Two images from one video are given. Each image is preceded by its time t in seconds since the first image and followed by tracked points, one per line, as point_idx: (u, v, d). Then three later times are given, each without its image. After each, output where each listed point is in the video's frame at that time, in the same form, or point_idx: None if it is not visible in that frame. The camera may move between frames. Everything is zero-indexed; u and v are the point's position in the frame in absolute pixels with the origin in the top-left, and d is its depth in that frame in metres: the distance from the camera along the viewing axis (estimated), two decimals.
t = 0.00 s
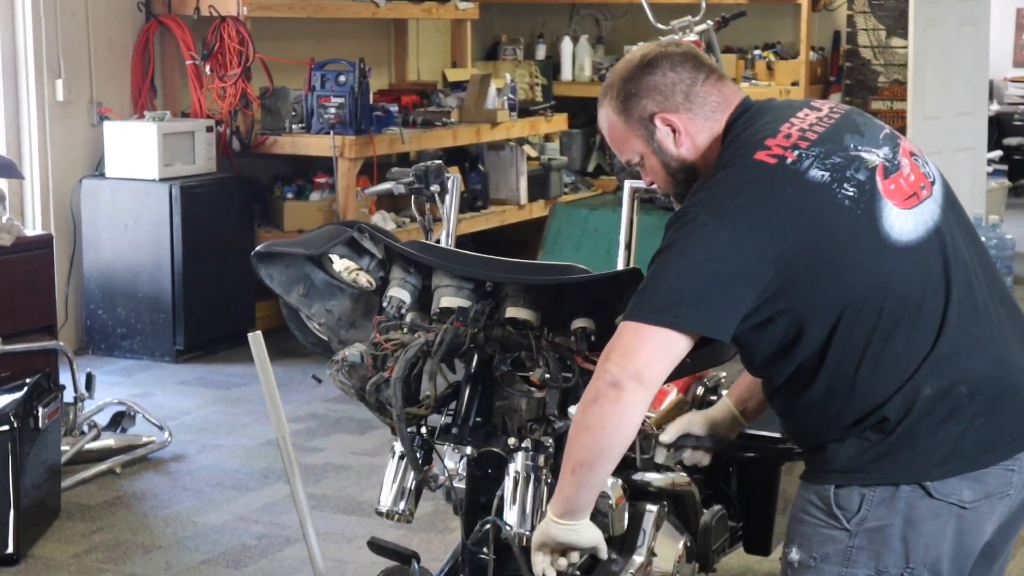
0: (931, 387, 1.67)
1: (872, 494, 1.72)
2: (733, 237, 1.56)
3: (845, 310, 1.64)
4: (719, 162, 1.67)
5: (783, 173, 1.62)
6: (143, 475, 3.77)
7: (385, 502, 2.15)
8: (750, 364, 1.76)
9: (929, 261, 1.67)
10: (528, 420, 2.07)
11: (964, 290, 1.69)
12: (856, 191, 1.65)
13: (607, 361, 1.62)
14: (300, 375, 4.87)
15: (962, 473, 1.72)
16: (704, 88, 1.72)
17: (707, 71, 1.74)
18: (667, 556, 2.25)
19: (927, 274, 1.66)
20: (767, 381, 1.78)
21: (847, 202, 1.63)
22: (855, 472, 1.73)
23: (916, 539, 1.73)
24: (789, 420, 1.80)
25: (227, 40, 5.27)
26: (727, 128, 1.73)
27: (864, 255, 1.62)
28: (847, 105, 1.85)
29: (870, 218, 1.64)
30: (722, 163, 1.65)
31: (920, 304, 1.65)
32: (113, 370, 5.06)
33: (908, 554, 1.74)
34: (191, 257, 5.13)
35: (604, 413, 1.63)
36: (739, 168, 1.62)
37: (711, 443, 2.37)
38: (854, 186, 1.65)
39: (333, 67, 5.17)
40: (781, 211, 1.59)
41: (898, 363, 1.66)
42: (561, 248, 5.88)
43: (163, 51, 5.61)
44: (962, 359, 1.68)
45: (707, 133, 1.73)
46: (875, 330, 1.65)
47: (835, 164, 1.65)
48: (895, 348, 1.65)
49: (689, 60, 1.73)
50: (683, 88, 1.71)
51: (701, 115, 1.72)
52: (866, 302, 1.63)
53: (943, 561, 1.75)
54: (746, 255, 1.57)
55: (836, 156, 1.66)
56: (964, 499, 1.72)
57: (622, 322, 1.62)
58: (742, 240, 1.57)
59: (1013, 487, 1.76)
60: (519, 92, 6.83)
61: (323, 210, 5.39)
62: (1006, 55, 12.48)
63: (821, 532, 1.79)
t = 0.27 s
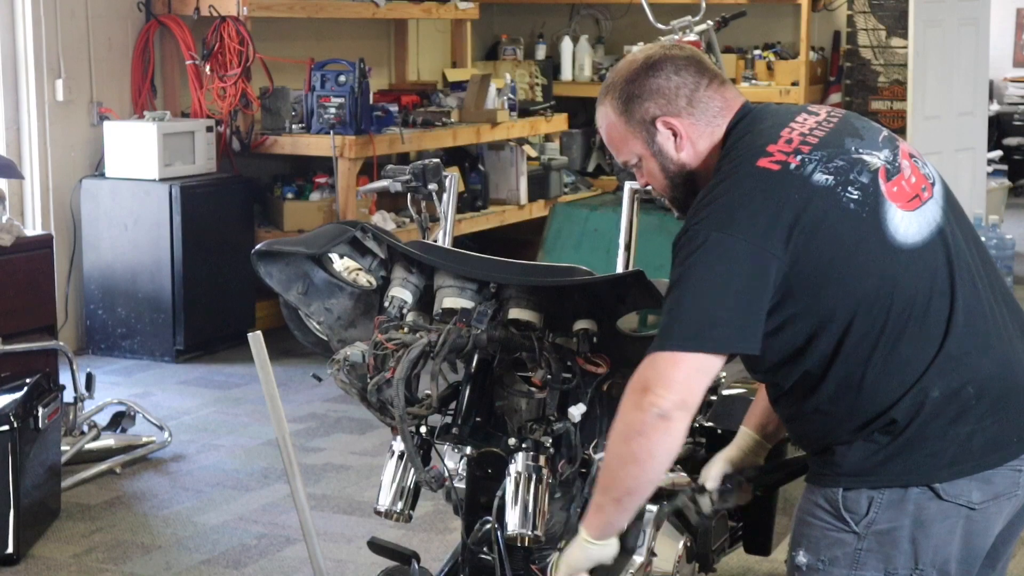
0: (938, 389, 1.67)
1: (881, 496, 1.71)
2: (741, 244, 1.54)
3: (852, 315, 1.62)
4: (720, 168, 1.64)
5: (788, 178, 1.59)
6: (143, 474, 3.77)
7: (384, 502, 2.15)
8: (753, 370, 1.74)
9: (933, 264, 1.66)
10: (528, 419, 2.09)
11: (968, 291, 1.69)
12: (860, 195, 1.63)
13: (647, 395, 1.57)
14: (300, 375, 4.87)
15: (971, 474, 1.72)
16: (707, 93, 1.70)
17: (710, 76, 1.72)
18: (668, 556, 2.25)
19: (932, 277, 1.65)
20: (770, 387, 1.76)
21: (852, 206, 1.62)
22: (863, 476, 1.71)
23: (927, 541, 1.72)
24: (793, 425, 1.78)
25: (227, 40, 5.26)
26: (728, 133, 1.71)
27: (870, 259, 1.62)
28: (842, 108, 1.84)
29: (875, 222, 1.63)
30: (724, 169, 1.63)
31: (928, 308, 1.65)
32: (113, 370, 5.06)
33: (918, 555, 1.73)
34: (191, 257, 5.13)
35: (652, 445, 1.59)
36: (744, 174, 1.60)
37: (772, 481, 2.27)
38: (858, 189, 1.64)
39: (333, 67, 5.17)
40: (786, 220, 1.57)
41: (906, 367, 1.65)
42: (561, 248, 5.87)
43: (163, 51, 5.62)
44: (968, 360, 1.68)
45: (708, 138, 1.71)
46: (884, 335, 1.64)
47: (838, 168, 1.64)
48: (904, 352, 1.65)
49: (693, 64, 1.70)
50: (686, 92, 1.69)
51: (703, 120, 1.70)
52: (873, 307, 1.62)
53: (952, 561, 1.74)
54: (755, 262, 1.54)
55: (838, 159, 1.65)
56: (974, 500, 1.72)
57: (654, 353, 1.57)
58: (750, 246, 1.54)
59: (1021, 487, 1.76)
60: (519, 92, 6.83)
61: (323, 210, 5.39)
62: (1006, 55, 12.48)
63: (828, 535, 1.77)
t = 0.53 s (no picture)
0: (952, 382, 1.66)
1: (890, 496, 1.71)
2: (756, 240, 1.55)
3: (863, 312, 1.62)
4: (726, 169, 1.65)
5: (797, 175, 1.60)
6: (143, 474, 3.77)
7: (384, 501, 2.15)
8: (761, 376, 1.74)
9: (942, 256, 1.66)
10: (528, 419, 2.09)
11: (975, 285, 1.69)
12: (868, 189, 1.64)
13: (761, 414, 1.55)
14: (300, 376, 4.87)
15: (982, 473, 1.71)
16: (709, 102, 1.70)
17: (712, 85, 1.72)
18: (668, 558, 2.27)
19: (943, 269, 1.66)
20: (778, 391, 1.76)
21: (862, 200, 1.62)
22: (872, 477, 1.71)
23: (938, 541, 1.72)
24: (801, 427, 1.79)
25: (227, 40, 5.26)
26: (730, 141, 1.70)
27: (881, 255, 1.62)
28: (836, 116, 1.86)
29: (885, 216, 1.63)
30: (730, 171, 1.63)
31: (937, 302, 1.65)
32: (113, 370, 5.06)
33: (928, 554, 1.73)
34: (191, 257, 5.12)
35: (778, 462, 1.57)
36: (753, 173, 1.60)
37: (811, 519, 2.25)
38: (866, 184, 1.64)
39: (333, 67, 5.17)
40: (797, 215, 1.58)
41: (918, 360, 1.65)
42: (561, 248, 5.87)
43: (163, 51, 5.62)
44: (980, 351, 1.68)
45: (709, 147, 1.70)
46: (894, 331, 1.64)
47: (845, 165, 1.64)
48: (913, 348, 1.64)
49: (696, 74, 1.70)
50: (688, 101, 1.69)
51: (704, 129, 1.70)
52: (883, 303, 1.62)
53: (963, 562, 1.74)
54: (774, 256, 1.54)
55: (844, 156, 1.65)
56: (986, 500, 1.72)
57: (752, 372, 1.55)
58: (767, 242, 1.55)
59: None
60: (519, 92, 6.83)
61: (323, 210, 5.39)
62: (1006, 54, 12.47)
63: (835, 533, 1.76)
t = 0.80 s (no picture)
0: (958, 373, 1.66)
1: (904, 493, 1.71)
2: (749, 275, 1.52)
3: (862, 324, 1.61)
4: (701, 203, 1.61)
5: (775, 201, 1.57)
6: (143, 475, 3.77)
7: (384, 502, 2.15)
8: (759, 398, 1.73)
9: (929, 256, 1.65)
10: (528, 419, 2.08)
11: (965, 277, 1.68)
12: (847, 203, 1.61)
13: (786, 456, 1.53)
14: (300, 375, 4.87)
15: (994, 462, 1.71)
16: (676, 141, 1.66)
17: (678, 124, 1.67)
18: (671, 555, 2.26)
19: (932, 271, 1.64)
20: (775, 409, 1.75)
21: (843, 216, 1.59)
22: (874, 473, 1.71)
23: (956, 533, 1.71)
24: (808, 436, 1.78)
25: (227, 40, 5.27)
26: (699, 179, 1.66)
27: (871, 267, 1.60)
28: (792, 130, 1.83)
29: (869, 227, 1.61)
30: (705, 208, 1.60)
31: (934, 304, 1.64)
32: (113, 370, 5.06)
33: (945, 544, 1.72)
34: (191, 257, 5.13)
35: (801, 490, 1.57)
36: (730, 205, 1.57)
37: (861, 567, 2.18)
38: (843, 199, 1.61)
39: (333, 67, 5.18)
40: (781, 242, 1.55)
41: (920, 361, 1.64)
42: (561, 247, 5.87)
43: (162, 51, 5.62)
44: (979, 341, 1.67)
45: (678, 188, 1.66)
46: (896, 339, 1.63)
47: (820, 183, 1.61)
48: (917, 351, 1.63)
49: (662, 114, 1.66)
50: (654, 143, 1.65)
51: (671, 170, 1.66)
52: (880, 312, 1.61)
53: (982, 553, 1.72)
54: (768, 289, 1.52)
55: (817, 174, 1.62)
56: (1000, 489, 1.70)
57: (773, 417, 1.52)
58: (761, 274, 1.52)
59: None
60: (519, 92, 6.83)
61: (323, 210, 5.40)
62: (1006, 54, 12.47)
63: (850, 534, 1.76)
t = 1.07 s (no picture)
0: (942, 375, 1.63)
1: (905, 498, 1.68)
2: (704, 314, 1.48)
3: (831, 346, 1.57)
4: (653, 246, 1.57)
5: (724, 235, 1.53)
6: (143, 474, 3.77)
7: (384, 503, 2.15)
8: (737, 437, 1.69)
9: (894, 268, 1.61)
10: (528, 419, 2.08)
11: (934, 279, 1.64)
12: (798, 226, 1.57)
13: (737, 497, 1.49)
14: (300, 375, 4.87)
15: (991, 455, 1.70)
16: (634, 182, 1.60)
17: (630, 165, 1.61)
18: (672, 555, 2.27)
19: (898, 281, 1.60)
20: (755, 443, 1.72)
21: (795, 239, 1.56)
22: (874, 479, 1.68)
23: (965, 531, 1.71)
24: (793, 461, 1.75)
25: (227, 40, 5.27)
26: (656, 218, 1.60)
27: (831, 287, 1.56)
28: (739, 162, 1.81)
29: (825, 246, 1.57)
30: (657, 249, 1.56)
31: (902, 313, 1.59)
32: (113, 370, 5.06)
33: (958, 543, 1.71)
34: (191, 257, 5.13)
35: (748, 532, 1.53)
36: (680, 244, 1.53)
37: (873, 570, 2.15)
38: (794, 222, 1.58)
39: (332, 67, 5.18)
40: (734, 274, 1.51)
41: (900, 370, 1.60)
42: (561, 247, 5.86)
43: (162, 51, 5.62)
44: (956, 339, 1.63)
45: (639, 230, 1.59)
46: (868, 358, 1.58)
47: (768, 211, 1.57)
48: (891, 366, 1.59)
49: (617, 157, 1.60)
50: (613, 186, 1.58)
51: (631, 212, 1.59)
52: (848, 332, 1.57)
53: (990, 546, 1.73)
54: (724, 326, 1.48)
55: (764, 203, 1.59)
56: (1001, 482, 1.70)
57: (721, 457, 1.49)
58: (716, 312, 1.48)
59: None
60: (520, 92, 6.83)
61: (323, 210, 5.40)
62: (1006, 54, 12.47)
63: (848, 542, 1.74)
